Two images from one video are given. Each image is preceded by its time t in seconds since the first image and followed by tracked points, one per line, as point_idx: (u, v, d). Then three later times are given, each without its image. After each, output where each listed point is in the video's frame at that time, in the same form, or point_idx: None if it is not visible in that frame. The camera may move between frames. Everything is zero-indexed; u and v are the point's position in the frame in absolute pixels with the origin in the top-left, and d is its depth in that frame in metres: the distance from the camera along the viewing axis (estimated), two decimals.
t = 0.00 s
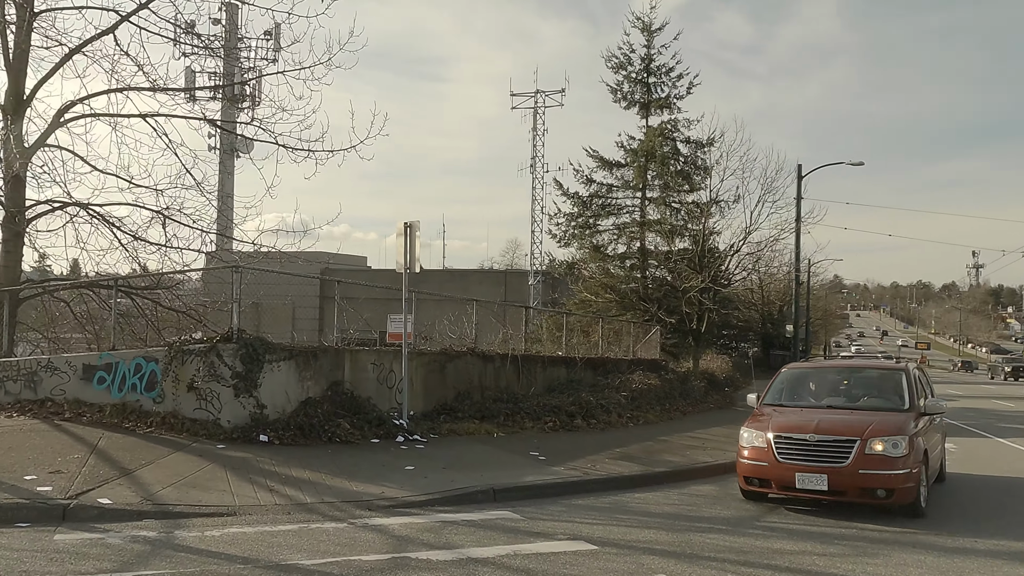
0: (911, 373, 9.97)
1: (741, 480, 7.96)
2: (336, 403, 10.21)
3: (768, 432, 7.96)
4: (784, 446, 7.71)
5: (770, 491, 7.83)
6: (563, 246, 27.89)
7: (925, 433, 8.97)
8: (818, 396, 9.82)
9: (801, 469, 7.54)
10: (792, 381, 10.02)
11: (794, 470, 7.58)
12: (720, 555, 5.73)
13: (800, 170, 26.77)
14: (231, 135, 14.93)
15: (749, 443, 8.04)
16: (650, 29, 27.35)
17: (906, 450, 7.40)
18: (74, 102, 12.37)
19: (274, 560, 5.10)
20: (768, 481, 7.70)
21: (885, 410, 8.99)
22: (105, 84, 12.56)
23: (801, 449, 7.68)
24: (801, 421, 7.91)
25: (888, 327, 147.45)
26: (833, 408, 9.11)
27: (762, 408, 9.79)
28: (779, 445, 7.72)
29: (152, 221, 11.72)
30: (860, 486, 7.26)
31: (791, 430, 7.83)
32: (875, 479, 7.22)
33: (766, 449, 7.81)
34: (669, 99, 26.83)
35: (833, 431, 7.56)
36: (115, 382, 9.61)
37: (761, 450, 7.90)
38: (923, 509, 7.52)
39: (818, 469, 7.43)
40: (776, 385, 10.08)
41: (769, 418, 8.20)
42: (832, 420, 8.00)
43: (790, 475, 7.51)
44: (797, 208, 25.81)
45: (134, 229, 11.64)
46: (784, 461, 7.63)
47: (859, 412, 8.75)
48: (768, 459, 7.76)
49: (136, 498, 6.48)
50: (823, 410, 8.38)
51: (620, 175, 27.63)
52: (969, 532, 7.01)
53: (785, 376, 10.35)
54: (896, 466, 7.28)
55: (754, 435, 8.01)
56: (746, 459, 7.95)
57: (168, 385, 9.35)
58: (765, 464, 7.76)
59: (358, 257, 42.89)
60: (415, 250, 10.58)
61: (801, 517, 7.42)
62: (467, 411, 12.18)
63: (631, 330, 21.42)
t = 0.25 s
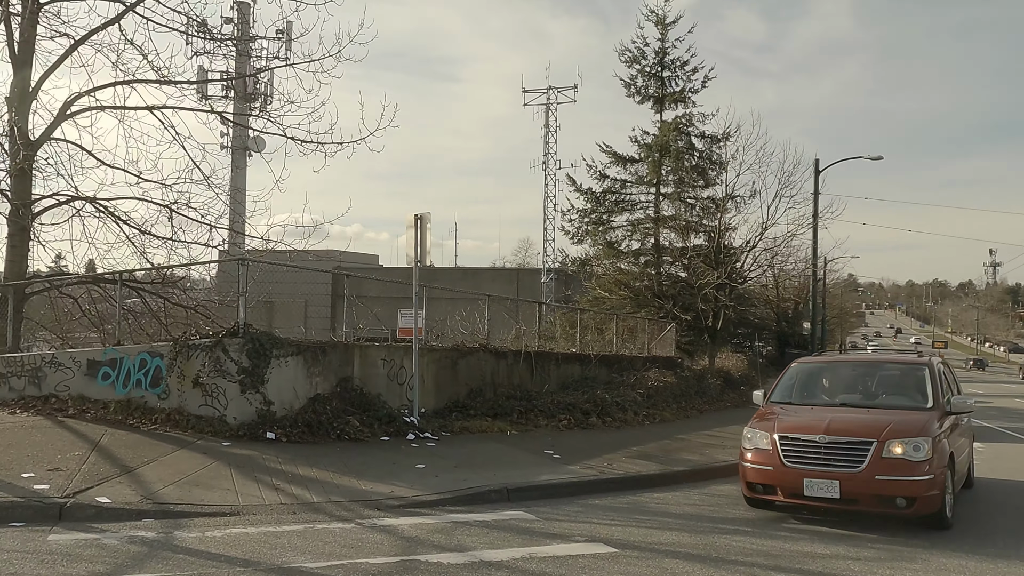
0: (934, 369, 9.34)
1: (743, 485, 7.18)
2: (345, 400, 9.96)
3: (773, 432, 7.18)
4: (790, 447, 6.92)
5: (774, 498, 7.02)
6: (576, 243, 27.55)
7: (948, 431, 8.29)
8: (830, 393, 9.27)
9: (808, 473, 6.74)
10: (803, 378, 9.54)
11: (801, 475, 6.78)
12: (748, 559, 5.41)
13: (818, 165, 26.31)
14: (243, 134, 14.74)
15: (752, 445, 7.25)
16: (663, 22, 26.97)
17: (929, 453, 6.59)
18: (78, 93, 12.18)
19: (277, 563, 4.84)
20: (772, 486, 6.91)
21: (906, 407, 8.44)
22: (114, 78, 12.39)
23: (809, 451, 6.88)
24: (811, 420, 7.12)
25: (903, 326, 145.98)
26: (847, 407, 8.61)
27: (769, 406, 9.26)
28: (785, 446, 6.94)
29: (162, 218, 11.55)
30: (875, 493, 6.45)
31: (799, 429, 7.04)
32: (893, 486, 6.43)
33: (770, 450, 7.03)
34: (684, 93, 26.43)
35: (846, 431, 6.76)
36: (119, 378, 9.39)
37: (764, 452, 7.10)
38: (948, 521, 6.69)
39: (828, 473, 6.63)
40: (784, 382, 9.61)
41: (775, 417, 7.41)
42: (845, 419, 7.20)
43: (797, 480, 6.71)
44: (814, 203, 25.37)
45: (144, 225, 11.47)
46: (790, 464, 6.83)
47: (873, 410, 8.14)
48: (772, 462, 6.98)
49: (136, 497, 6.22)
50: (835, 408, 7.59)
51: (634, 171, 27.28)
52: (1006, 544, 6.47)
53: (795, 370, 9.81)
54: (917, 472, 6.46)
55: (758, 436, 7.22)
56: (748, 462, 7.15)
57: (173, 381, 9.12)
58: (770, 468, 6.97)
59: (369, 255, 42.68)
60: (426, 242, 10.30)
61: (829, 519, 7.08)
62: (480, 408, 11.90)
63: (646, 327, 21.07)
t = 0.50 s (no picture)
0: (966, 365, 8.79)
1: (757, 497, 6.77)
2: (355, 400, 9.66)
3: (789, 439, 6.78)
4: (807, 455, 6.53)
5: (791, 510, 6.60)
6: (590, 241, 27.19)
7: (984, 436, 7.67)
8: (852, 393, 8.81)
9: (827, 484, 6.31)
10: (822, 377, 9.05)
11: (819, 486, 6.37)
12: (784, 570, 5.07)
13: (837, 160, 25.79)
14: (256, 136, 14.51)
15: (766, 453, 6.86)
16: (678, 16, 26.55)
17: (961, 462, 6.11)
18: (86, 89, 11.98)
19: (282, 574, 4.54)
20: (788, 498, 6.49)
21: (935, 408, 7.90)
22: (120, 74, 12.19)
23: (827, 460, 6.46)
24: (830, 426, 6.69)
25: (920, 325, 144.40)
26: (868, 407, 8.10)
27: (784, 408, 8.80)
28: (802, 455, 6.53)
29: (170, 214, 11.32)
30: (901, 506, 6.00)
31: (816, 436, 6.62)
32: (920, 499, 5.98)
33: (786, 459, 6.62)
34: (699, 88, 25.98)
35: (868, 438, 6.32)
36: (124, 378, 9.14)
37: (779, 461, 6.70)
38: (985, 536, 6.19)
39: (849, 485, 6.20)
40: (800, 383, 9.13)
41: (791, 421, 6.99)
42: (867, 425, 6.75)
43: (815, 492, 6.30)
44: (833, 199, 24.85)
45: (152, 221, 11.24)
46: (808, 475, 6.42)
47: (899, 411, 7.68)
48: (788, 472, 6.58)
49: (137, 502, 5.95)
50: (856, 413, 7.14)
51: (649, 168, 26.90)
52: None
53: (813, 368, 9.34)
54: (948, 484, 6.00)
55: (773, 443, 6.82)
56: (762, 472, 6.76)
57: (179, 381, 8.86)
58: (785, 478, 6.57)
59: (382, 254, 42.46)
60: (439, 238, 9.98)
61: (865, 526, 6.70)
62: (494, 409, 11.58)
63: (663, 326, 20.70)
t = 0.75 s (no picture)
0: (1009, 361, 8.25)
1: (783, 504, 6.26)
2: (366, 398, 9.32)
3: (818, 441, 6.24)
4: (838, 458, 5.98)
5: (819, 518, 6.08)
6: (604, 237, 26.80)
7: None
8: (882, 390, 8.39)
9: (859, 491, 5.77)
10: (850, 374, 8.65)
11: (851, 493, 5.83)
12: None
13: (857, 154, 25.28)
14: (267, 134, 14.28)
15: (792, 456, 6.32)
16: (694, 9, 26.10)
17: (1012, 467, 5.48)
18: (92, 80, 11.71)
19: None
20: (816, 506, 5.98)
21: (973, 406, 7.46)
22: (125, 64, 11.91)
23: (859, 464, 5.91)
24: (864, 427, 6.12)
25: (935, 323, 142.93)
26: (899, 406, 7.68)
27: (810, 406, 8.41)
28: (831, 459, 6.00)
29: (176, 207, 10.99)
30: (943, 516, 5.42)
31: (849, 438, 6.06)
32: (966, 509, 5.39)
33: (815, 463, 6.08)
34: (715, 82, 25.52)
35: (906, 440, 5.75)
36: (129, 375, 8.84)
37: (807, 465, 6.17)
38: None
39: (884, 492, 5.64)
40: (827, 380, 8.74)
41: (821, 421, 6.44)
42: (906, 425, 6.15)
43: (845, 500, 5.77)
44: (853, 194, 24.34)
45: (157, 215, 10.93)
46: (838, 481, 5.89)
47: (932, 410, 7.22)
48: (816, 477, 6.03)
49: (137, 505, 5.63)
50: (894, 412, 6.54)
51: (664, 163, 26.48)
52: None
53: (841, 364, 8.93)
54: (998, 492, 5.38)
55: (800, 445, 6.30)
56: (789, 477, 6.22)
57: (185, 378, 8.55)
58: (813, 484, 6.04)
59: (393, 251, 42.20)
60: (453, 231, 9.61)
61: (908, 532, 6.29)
62: (510, 408, 11.22)
63: (679, 323, 20.29)
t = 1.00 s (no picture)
0: None
1: (824, 513, 5.64)
2: (378, 396, 8.88)
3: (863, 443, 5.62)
4: (887, 464, 5.35)
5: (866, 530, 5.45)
6: (620, 233, 26.31)
7: None
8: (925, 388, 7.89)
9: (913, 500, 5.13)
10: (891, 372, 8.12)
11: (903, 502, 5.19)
12: None
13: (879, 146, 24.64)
14: (277, 127, 13.90)
15: (834, 460, 5.71)
16: None
17: None
18: (97, 69, 11.37)
19: None
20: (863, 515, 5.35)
21: None
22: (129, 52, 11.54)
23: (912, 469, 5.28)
24: (916, 427, 5.49)
25: (951, 321, 141.28)
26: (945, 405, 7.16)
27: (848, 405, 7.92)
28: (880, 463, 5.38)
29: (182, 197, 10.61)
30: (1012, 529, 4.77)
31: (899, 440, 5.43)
32: None
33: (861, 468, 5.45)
34: (733, 74, 24.97)
35: (966, 443, 5.12)
36: (131, 372, 8.46)
37: (851, 470, 5.55)
38: None
39: (943, 501, 5.00)
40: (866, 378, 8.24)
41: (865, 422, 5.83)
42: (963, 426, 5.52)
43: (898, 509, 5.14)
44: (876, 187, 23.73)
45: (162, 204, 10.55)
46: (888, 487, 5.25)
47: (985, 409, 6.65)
48: (864, 483, 5.39)
49: (133, 511, 5.21)
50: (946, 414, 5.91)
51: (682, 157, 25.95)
52: None
53: (882, 360, 8.42)
54: None
55: (844, 448, 5.70)
56: (832, 484, 5.60)
57: (189, 375, 8.15)
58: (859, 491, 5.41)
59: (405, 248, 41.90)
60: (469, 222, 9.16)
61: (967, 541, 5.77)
62: (527, 407, 10.76)
63: (699, 320, 19.78)
